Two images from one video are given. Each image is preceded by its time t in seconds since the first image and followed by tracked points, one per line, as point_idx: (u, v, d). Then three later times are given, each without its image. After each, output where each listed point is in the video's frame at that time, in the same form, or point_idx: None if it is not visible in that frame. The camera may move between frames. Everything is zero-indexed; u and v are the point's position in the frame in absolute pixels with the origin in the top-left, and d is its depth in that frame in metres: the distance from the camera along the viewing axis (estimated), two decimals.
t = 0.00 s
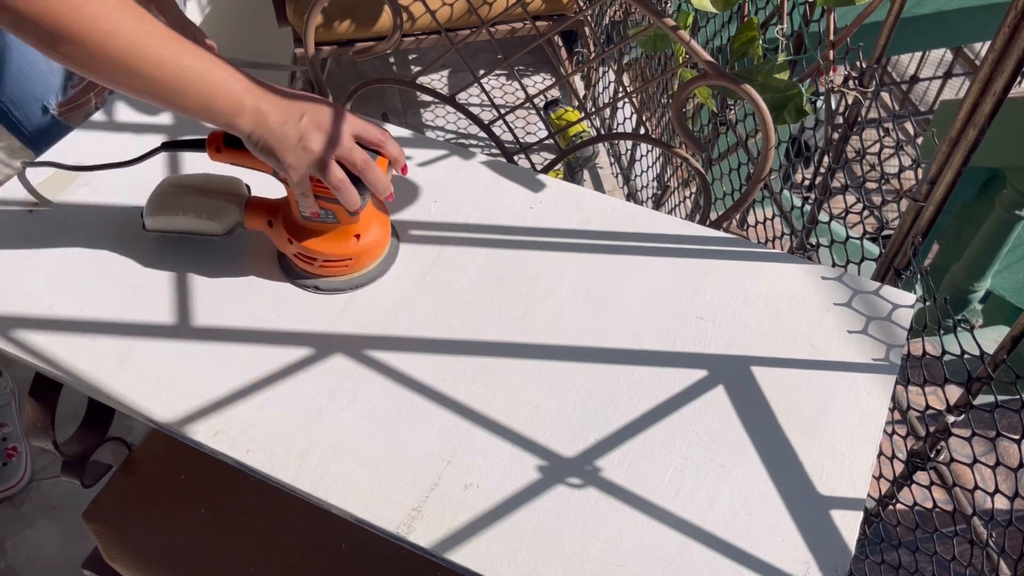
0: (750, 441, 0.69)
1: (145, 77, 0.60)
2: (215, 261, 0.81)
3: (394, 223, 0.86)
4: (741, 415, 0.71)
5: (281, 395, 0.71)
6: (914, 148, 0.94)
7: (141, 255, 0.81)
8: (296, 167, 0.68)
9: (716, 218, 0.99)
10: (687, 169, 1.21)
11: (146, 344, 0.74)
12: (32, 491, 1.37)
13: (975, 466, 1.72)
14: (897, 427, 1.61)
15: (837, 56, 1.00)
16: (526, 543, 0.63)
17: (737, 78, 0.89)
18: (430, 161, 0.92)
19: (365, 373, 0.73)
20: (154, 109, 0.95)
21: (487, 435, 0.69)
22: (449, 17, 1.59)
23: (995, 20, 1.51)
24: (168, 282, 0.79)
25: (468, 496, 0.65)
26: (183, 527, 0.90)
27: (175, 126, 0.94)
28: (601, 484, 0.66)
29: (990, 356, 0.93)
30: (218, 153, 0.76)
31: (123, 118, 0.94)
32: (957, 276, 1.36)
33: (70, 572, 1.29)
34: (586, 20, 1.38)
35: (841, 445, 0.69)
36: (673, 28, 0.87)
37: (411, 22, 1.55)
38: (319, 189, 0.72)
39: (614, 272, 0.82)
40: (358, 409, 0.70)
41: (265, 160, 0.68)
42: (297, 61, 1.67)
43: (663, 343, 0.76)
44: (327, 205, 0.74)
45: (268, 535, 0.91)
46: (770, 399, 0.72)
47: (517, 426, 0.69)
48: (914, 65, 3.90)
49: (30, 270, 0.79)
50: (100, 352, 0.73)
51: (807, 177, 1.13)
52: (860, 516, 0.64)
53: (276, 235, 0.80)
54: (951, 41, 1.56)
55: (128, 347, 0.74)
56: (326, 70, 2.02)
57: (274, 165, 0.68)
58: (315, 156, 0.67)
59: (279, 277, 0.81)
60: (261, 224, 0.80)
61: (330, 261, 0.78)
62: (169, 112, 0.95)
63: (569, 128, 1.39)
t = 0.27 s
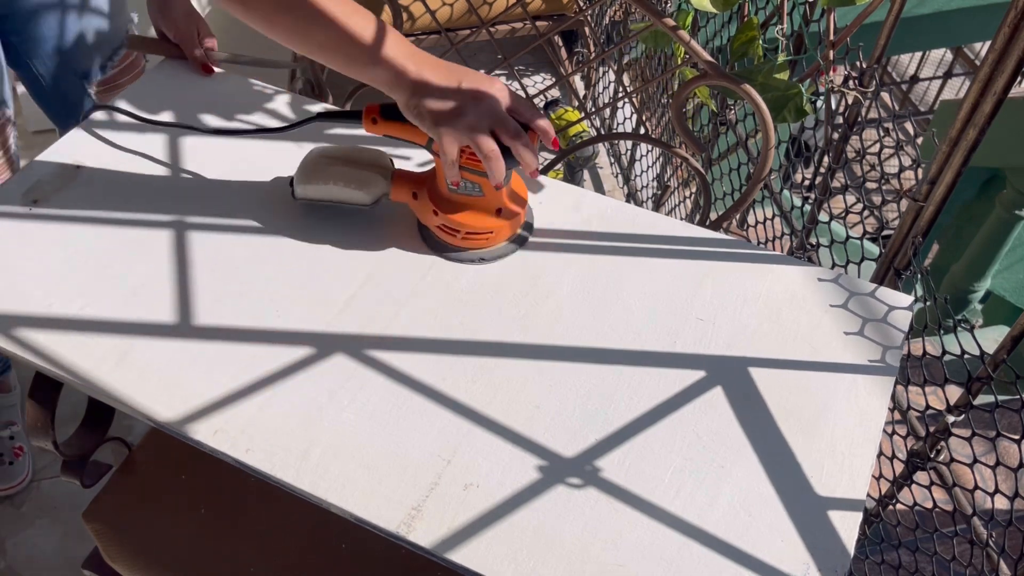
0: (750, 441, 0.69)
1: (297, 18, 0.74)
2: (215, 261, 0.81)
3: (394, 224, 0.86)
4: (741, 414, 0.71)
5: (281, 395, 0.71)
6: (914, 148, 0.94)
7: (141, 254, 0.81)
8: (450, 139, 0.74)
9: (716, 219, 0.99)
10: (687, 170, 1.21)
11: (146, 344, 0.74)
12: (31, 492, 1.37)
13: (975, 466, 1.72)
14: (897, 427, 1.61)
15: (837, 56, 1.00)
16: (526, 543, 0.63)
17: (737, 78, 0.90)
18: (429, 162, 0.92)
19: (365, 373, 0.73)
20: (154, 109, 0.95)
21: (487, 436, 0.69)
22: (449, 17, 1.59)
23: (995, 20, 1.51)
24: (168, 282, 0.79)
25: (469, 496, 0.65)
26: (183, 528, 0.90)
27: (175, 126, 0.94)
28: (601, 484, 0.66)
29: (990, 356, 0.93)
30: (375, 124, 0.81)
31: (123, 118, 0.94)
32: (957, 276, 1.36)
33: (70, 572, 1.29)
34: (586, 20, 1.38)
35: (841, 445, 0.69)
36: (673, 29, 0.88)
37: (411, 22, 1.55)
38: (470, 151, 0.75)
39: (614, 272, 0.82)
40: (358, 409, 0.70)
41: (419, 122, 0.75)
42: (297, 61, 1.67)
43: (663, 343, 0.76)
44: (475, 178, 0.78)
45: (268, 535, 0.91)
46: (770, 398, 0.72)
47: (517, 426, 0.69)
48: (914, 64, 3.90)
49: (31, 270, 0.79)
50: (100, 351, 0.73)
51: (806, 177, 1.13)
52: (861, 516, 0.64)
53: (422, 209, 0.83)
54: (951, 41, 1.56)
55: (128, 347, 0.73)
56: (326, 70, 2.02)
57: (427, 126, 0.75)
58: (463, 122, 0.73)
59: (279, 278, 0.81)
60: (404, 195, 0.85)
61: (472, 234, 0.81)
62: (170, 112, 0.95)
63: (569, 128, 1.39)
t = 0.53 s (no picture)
0: (749, 442, 0.69)
1: (292, 78, 0.61)
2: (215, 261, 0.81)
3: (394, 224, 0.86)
4: (741, 414, 0.71)
5: (281, 396, 0.71)
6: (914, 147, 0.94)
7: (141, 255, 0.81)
8: (452, 244, 0.66)
9: (716, 219, 0.99)
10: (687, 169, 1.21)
11: (146, 345, 0.74)
12: (32, 492, 1.37)
13: (975, 466, 1.72)
14: (897, 427, 1.61)
15: (837, 56, 1.00)
16: (526, 543, 0.62)
17: (737, 78, 0.90)
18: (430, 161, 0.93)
19: (365, 373, 0.73)
20: (154, 109, 0.95)
21: (487, 436, 0.69)
22: (449, 17, 1.59)
23: (995, 20, 1.51)
24: (168, 282, 0.79)
25: (468, 497, 0.65)
26: (183, 527, 0.90)
27: (175, 125, 0.94)
28: (601, 484, 0.66)
29: (990, 356, 0.93)
30: (376, 219, 0.73)
31: (123, 118, 0.94)
32: (957, 276, 1.36)
33: (70, 572, 1.28)
34: (586, 20, 1.38)
35: (841, 446, 0.69)
36: (673, 28, 0.88)
37: (411, 22, 1.55)
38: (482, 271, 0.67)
39: (614, 272, 0.82)
40: (358, 409, 0.70)
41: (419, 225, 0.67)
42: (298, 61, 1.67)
43: (663, 343, 0.76)
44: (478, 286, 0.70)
45: (268, 535, 0.91)
46: (770, 398, 0.72)
47: (517, 426, 0.69)
48: (914, 64, 3.90)
49: (31, 270, 0.79)
50: (100, 352, 0.73)
51: (807, 177, 1.13)
52: (860, 516, 0.64)
53: (422, 308, 0.75)
54: (951, 41, 1.56)
55: (127, 348, 0.73)
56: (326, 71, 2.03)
57: (429, 231, 0.67)
58: (471, 231, 0.65)
59: (279, 278, 0.81)
60: (407, 291, 0.76)
61: (474, 343, 0.72)
62: (170, 112, 0.95)
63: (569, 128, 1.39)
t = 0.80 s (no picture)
0: (749, 442, 0.69)
1: (213, 109, 0.61)
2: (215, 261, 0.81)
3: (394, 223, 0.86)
4: (741, 414, 0.71)
5: (280, 396, 0.71)
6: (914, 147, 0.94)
7: (141, 254, 0.81)
8: (400, 158, 0.71)
9: (716, 219, 0.99)
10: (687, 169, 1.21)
11: (145, 345, 0.74)
12: (32, 491, 1.37)
13: (975, 466, 1.72)
14: (897, 427, 1.61)
15: (837, 56, 1.00)
16: (526, 543, 0.62)
17: (737, 78, 0.90)
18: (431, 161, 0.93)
19: (365, 373, 0.73)
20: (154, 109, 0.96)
21: (487, 436, 0.69)
22: (449, 17, 1.58)
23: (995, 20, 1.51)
24: (168, 282, 0.79)
25: (468, 497, 0.65)
26: (183, 527, 0.90)
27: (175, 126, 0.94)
28: (601, 484, 0.66)
29: (989, 356, 0.93)
30: (298, 184, 0.74)
31: (124, 118, 0.95)
32: (957, 276, 1.36)
33: (70, 571, 1.28)
34: (586, 20, 1.38)
35: (841, 446, 0.69)
36: (673, 28, 0.87)
37: (410, 22, 1.55)
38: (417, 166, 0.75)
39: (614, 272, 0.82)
40: (358, 409, 0.70)
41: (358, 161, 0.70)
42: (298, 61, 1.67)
43: (663, 343, 0.76)
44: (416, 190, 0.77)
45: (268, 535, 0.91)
46: (770, 399, 0.72)
47: (517, 426, 0.69)
48: (914, 64, 3.90)
49: (30, 270, 0.79)
50: (98, 352, 0.73)
51: (806, 177, 1.13)
52: (860, 517, 0.64)
53: (358, 246, 0.79)
54: (951, 41, 1.56)
55: (126, 348, 0.73)
56: (326, 70, 2.02)
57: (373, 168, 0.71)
58: (411, 141, 0.72)
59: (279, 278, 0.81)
60: (339, 239, 0.79)
61: (409, 250, 0.79)
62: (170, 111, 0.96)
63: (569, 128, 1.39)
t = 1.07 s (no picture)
0: (749, 440, 0.69)
1: (318, 81, 0.63)
2: (215, 260, 0.82)
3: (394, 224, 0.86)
4: (741, 413, 0.71)
5: (281, 394, 0.71)
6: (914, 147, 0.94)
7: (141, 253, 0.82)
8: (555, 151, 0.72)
9: (716, 219, 0.99)
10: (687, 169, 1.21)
11: (145, 342, 0.74)
12: (32, 492, 1.37)
13: (975, 466, 1.72)
14: (897, 428, 1.61)
15: (837, 56, 1.00)
16: (526, 543, 0.62)
17: (736, 78, 0.90)
18: (427, 163, 0.95)
19: (366, 372, 0.73)
20: (156, 109, 0.98)
21: (487, 435, 0.69)
22: (448, 17, 1.58)
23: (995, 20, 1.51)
24: (169, 280, 0.79)
25: (469, 496, 0.65)
26: (183, 527, 0.90)
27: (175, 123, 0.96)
28: (601, 484, 0.66)
29: (990, 356, 0.93)
30: (461, 155, 0.79)
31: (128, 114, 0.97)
32: (957, 276, 1.36)
33: (70, 571, 1.28)
34: (586, 20, 1.38)
35: (841, 447, 0.69)
36: (672, 29, 0.88)
37: (410, 22, 1.55)
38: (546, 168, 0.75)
39: (613, 272, 0.83)
40: (358, 408, 0.70)
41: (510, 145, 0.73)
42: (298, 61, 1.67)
43: (662, 344, 0.76)
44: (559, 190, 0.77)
45: (268, 536, 0.91)
46: (769, 398, 0.72)
47: (517, 426, 0.69)
48: (914, 64, 3.90)
49: (31, 268, 0.79)
50: (98, 347, 0.73)
51: (807, 177, 1.13)
52: (861, 516, 0.64)
53: (503, 233, 0.82)
54: (951, 42, 1.56)
55: (124, 345, 0.73)
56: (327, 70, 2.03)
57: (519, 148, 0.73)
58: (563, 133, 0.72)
59: (280, 277, 0.81)
60: (483, 223, 0.83)
61: (561, 249, 0.81)
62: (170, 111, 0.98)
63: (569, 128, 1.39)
